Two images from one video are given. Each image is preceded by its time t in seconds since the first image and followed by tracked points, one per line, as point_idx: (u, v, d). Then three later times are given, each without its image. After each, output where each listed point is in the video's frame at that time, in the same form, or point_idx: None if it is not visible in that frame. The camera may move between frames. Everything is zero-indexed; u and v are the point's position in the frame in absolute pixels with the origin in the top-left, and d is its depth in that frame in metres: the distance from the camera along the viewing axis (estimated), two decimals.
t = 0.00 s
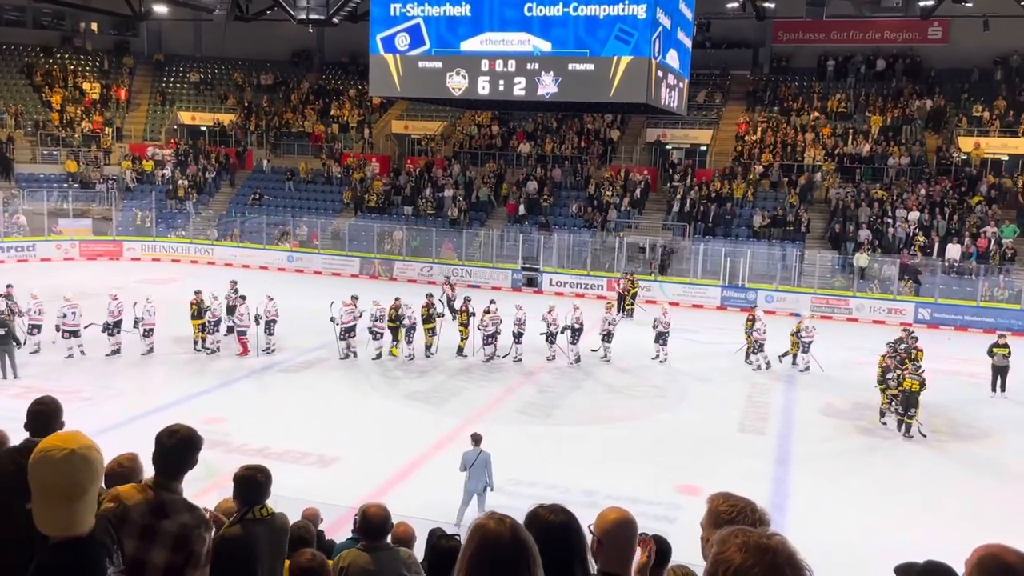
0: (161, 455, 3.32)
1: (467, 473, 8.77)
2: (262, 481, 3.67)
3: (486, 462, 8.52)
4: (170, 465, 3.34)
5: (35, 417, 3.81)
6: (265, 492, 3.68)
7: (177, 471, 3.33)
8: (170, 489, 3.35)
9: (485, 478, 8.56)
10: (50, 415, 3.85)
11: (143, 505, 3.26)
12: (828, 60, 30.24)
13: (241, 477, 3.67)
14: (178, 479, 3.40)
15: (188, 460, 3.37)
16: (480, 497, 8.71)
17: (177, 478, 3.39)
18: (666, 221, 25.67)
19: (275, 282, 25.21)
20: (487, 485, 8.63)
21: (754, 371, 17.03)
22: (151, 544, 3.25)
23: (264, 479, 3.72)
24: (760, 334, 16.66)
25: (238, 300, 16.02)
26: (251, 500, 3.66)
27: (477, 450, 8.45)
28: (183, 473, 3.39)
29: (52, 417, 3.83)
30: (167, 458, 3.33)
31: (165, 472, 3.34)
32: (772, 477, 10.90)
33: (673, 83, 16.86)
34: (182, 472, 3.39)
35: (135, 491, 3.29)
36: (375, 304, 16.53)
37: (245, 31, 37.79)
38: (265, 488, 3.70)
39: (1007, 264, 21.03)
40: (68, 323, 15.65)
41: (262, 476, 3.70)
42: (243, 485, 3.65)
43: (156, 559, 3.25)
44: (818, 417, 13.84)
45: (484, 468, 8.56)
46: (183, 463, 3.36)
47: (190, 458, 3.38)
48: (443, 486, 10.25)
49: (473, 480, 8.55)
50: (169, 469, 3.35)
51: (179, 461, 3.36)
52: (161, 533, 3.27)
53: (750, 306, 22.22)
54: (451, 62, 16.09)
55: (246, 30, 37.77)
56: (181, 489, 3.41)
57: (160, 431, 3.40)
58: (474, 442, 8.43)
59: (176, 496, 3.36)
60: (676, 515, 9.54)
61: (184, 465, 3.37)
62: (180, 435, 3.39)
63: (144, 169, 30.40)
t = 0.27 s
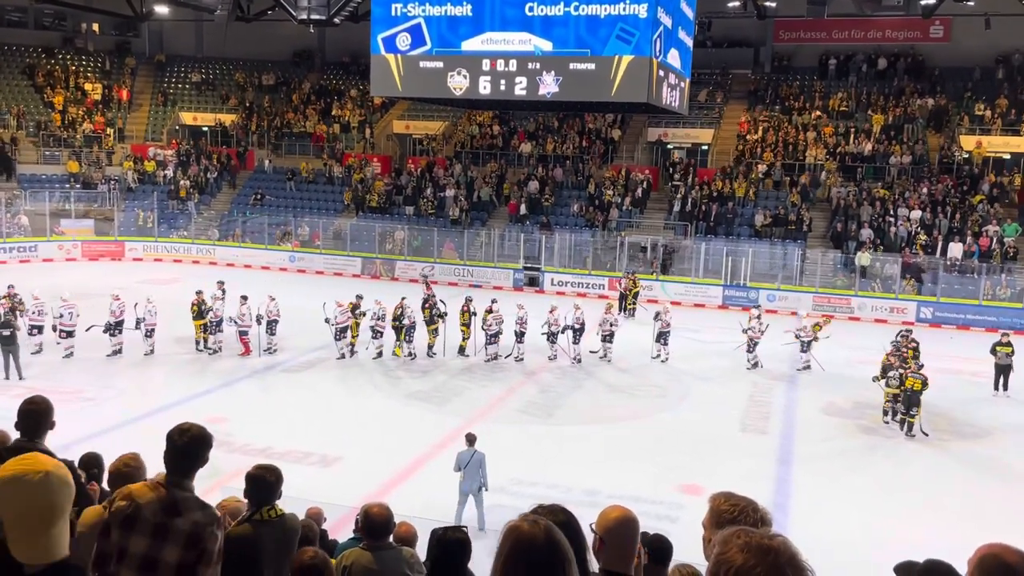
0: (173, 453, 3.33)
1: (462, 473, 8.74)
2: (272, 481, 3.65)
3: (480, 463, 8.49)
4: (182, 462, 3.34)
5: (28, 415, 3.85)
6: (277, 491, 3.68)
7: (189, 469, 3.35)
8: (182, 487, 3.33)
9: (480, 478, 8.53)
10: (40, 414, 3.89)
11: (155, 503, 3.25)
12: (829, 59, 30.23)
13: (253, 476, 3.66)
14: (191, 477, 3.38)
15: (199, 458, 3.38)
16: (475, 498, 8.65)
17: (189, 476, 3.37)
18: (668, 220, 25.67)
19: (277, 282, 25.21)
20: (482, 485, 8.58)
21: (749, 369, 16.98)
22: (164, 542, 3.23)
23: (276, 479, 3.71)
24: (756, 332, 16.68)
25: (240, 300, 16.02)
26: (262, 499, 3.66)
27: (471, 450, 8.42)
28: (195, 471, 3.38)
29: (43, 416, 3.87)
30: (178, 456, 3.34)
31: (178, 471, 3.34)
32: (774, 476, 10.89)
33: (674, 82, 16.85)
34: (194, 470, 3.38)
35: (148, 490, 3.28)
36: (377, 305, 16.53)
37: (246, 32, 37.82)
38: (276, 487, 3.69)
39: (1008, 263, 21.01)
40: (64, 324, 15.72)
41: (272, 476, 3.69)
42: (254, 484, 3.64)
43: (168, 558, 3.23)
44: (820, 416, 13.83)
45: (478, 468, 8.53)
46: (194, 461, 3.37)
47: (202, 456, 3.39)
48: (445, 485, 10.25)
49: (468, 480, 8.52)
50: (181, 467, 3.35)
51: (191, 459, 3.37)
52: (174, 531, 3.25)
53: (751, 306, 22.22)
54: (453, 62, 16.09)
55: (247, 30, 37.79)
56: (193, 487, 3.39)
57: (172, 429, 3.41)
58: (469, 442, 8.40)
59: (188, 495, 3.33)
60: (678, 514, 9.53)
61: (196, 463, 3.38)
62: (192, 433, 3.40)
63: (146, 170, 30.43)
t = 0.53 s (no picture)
0: (175, 452, 3.34)
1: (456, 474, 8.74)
2: (273, 482, 3.68)
3: (475, 463, 8.50)
4: (184, 462, 3.34)
5: (22, 416, 3.81)
6: (278, 492, 3.69)
7: (190, 467, 3.35)
8: (185, 486, 3.35)
9: (474, 479, 8.52)
10: (37, 413, 3.85)
11: (158, 502, 3.26)
12: (831, 58, 30.21)
13: (254, 476, 3.68)
14: (193, 476, 3.39)
15: (201, 457, 3.38)
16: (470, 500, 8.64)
17: (192, 475, 3.38)
18: (670, 220, 25.65)
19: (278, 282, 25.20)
20: (476, 487, 8.57)
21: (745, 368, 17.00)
22: (167, 541, 3.24)
23: (277, 480, 3.73)
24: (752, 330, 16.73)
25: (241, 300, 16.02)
26: (264, 501, 3.66)
27: (465, 450, 8.43)
28: (197, 470, 3.38)
29: (38, 416, 3.83)
30: (180, 455, 3.34)
31: (180, 470, 3.35)
32: (775, 476, 10.88)
33: (675, 82, 16.85)
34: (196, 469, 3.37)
35: (151, 489, 3.30)
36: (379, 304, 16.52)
37: (247, 32, 37.83)
38: (279, 487, 3.71)
39: (1010, 261, 20.98)
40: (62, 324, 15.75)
41: (273, 476, 3.71)
42: (256, 484, 3.66)
43: (171, 556, 3.23)
44: (822, 416, 13.81)
45: (473, 469, 8.54)
46: (196, 459, 3.37)
47: (204, 454, 3.39)
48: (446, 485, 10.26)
49: (462, 481, 8.51)
50: (183, 467, 3.35)
51: (193, 457, 3.37)
52: (177, 530, 3.25)
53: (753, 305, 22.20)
54: (454, 62, 16.10)
55: (248, 31, 37.81)
56: (196, 486, 3.40)
57: (174, 428, 3.42)
58: (463, 442, 8.41)
59: (191, 493, 3.34)
60: (680, 514, 9.53)
61: (199, 461, 3.38)
62: (194, 432, 3.41)
63: (148, 170, 30.45)
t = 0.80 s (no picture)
0: (173, 453, 3.32)
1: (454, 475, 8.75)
2: (265, 482, 3.65)
3: (471, 464, 8.50)
4: (183, 462, 3.33)
5: (20, 416, 3.80)
6: (271, 492, 3.68)
7: (189, 469, 3.33)
8: (184, 487, 3.33)
9: (471, 480, 8.54)
10: (35, 416, 3.84)
11: (158, 504, 3.26)
12: (833, 57, 30.20)
13: (247, 477, 3.67)
14: (192, 477, 3.37)
15: (199, 458, 3.37)
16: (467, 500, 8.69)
17: (191, 476, 3.37)
18: (672, 219, 25.63)
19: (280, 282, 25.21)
20: (473, 487, 8.61)
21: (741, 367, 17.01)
22: (168, 542, 3.24)
23: (269, 481, 3.71)
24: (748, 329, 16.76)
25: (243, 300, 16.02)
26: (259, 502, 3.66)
27: (461, 451, 8.43)
28: (197, 471, 3.37)
29: (36, 417, 3.83)
30: (179, 456, 3.32)
31: (178, 471, 3.33)
32: (778, 475, 10.88)
33: (677, 81, 16.83)
34: (194, 469, 3.36)
35: (150, 490, 3.29)
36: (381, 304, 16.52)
37: (249, 32, 37.86)
38: (272, 488, 3.70)
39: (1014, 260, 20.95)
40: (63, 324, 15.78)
41: (266, 476, 3.68)
42: (250, 486, 3.64)
43: (173, 558, 3.23)
44: (825, 415, 13.80)
45: (469, 470, 8.54)
46: (194, 459, 3.35)
47: (203, 455, 3.38)
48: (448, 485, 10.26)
49: (459, 482, 8.53)
50: (181, 467, 3.33)
51: (192, 458, 3.35)
52: (178, 531, 3.25)
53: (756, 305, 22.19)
54: (455, 61, 16.09)
55: (250, 31, 37.83)
56: (195, 487, 3.39)
57: (172, 429, 3.40)
58: (459, 444, 8.41)
59: (191, 494, 3.33)
60: (683, 514, 9.52)
61: (197, 462, 3.37)
62: (192, 432, 3.39)
63: (150, 171, 30.49)
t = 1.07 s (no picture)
0: (169, 455, 3.33)
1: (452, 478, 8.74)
2: (250, 486, 3.59)
3: (469, 467, 8.50)
4: (179, 463, 3.34)
5: (23, 417, 3.76)
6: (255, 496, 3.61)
7: (184, 470, 3.34)
8: (182, 488, 3.33)
9: (469, 483, 8.53)
10: (37, 414, 3.81)
11: (157, 505, 3.27)
12: (835, 56, 30.17)
13: (231, 481, 3.61)
14: (190, 478, 3.38)
15: (196, 459, 3.37)
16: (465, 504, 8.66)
17: (189, 477, 3.37)
18: (674, 218, 25.61)
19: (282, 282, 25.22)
20: (471, 490, 8.59)
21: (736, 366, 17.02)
22: (168, 543, 3.24)
23: (255, 484, 3.64)
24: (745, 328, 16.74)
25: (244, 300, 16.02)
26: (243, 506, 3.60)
27: (459, 453, 8.44)
28: (195, 471, 3.38)
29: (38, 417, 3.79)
30: (175, 457, 3.33)
31: (175, 472, 3.34)
32: (780, 475, 10.87)
33: (679, 80, 16.82)
34: (191, 470, 3.37)
35: (147, 492, 3.31)
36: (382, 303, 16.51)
37: (251, 32, 37.87)
38: (255, 491, 3.64)
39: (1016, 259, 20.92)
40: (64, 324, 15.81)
41: (251, 480, 3.62)
42: (233, 489, 3.58)
43: (173, 559, 3.23)
44: (827, 414, 13.79)
45: (468, 473, 8.53)
46: (190, 459, 3.36)
47: (200, 456, 3.39)
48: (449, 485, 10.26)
49: (457, 485, 8.53)
50: (178, 468, 3.34)
51: (189, 459, 3.36)
52: (177, 532, 3.25)
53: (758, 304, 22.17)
54: (457, 61, 16.09)
55: (252, 31, 37.84)
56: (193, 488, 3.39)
57: (169, 431, 3.42)
58: (458, 446, 8.41)
59: (189, 495, 3.33)
60: (685, 513, 9.51)
61: (194, 462, 3.37)
62: (188, 433, 3.41)
63: (152, 171, 30.52)
